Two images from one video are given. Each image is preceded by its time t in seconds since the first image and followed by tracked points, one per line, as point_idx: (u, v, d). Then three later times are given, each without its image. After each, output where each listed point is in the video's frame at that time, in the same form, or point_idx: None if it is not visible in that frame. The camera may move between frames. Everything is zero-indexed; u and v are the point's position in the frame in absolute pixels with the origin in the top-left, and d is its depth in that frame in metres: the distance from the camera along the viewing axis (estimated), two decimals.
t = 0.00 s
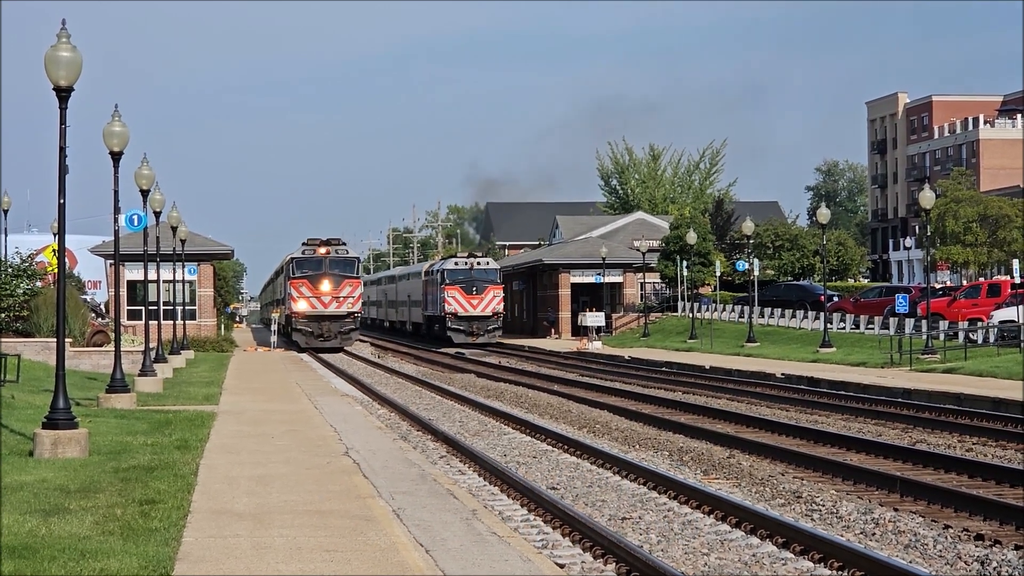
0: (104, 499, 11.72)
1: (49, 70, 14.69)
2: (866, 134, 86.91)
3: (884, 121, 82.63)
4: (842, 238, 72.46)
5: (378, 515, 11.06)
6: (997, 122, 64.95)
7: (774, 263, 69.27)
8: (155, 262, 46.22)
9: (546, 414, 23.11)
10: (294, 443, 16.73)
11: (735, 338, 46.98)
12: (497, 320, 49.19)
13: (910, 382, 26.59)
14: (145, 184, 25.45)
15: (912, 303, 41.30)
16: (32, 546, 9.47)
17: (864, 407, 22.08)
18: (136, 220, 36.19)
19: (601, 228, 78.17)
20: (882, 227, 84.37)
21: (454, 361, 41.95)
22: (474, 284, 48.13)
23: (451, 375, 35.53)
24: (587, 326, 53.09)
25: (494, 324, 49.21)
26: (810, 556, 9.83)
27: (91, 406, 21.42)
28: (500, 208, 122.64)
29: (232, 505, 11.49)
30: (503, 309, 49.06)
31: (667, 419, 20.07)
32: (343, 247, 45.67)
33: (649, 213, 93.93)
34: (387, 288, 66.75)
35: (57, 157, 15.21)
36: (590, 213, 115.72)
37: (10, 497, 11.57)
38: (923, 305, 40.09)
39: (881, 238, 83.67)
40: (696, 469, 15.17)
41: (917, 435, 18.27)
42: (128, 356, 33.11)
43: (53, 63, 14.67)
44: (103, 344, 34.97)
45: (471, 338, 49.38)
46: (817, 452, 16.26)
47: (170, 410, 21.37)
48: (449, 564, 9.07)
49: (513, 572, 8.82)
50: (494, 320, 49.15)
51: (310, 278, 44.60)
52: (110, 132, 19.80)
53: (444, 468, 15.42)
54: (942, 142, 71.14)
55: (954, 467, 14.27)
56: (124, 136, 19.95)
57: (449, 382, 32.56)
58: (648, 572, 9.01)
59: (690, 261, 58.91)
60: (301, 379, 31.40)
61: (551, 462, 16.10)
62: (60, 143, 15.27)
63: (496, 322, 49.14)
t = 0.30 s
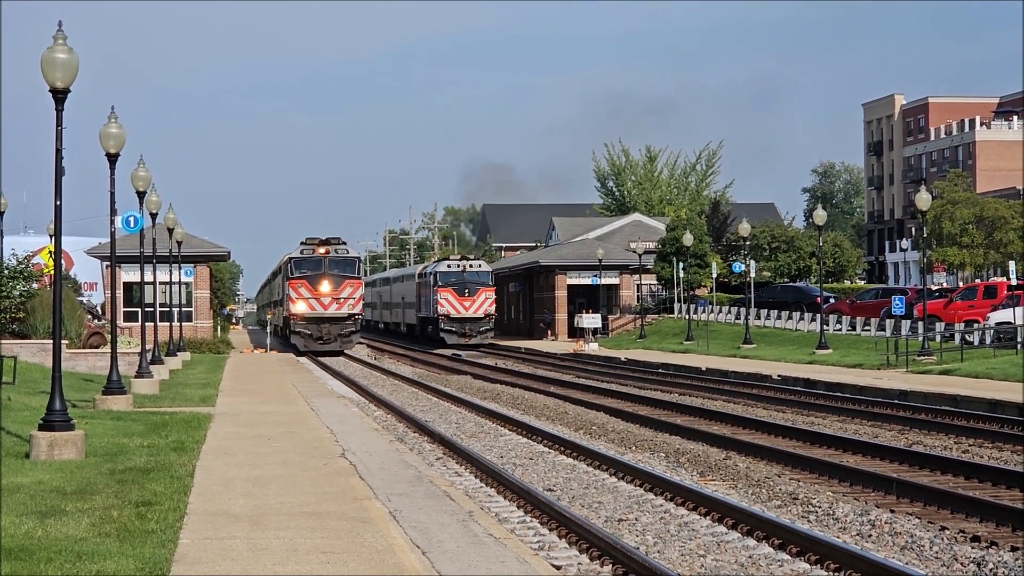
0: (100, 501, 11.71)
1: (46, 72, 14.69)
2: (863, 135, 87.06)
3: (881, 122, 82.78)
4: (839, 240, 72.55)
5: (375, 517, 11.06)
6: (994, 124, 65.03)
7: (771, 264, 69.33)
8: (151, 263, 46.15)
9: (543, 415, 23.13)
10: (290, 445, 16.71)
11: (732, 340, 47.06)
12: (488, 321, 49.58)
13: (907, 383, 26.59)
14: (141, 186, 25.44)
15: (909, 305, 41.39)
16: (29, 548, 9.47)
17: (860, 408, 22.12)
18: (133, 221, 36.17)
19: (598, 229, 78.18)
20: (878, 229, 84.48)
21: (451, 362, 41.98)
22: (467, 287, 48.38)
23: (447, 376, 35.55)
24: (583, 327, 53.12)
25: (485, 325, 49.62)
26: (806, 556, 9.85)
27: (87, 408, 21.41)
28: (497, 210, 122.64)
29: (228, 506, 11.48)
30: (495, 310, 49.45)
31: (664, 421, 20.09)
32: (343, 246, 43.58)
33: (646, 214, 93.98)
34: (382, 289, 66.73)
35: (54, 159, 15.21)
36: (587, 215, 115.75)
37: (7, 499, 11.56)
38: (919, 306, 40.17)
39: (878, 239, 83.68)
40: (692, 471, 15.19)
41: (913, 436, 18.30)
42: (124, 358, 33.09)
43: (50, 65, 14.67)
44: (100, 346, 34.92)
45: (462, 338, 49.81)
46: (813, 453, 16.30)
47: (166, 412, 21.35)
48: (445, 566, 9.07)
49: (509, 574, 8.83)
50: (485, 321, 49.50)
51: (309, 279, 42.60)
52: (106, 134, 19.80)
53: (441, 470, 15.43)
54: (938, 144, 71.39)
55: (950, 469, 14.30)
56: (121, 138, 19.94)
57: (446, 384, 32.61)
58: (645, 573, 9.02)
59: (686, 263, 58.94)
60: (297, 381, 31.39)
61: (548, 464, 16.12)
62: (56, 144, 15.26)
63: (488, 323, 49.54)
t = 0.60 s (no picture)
0: (98, 505, 11.69)
1: (43, 75, 14.68)
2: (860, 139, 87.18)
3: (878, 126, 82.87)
4: (836, 244, 72.69)
5: (372, 520, 11.08)
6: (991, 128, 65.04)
7: (768, 268, 69.41)
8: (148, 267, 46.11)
9: (541, 418, 23.13)
10: (288, 448, 16.73)
11: (729, 343, 47.10)
12: (481, 324, 50.13)
13: (905, 387, 26.59)
14: (139, 189, 25.43)
15: (906, 309, 41.43)
16: (26, 552, 9.47)
17: (858, 412, 22.14)
18: (130, 225, 36.14)
19: (595, 232, 78.26)
20: (875, 232, 84.56)
21: (448, 366, 42.03)
22: (460, 290, 48.99)
23: (444, 380, 35.57)
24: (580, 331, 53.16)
25: (478, 328, 50.21)
26: (803, 560, 9.86)
27: (84, 411, 21.40)
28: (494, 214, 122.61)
29: (226, 510, 11.49)
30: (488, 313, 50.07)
31: (661, 424, 20.12)
32: (344, 248, 42.53)
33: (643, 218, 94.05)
34: (377, 293, 66.75)
35: (51, 163, 15.21)
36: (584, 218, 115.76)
37: (4, 504, 11.54)
38: (916, 310, 40.19)
39: (875, 243, 83.73)
40: (689, 475, 15.20)
41: (911, 440, 18.32)
42: (122, 362, 33.08)
43: (48, 69, 14.67)
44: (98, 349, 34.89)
45: (456, 341, 50.39)
46: (809, 457, 16.32)
47: (163, 416, 21.35)
48: (442, 569, 9.08)
49: None
50: (479, 324, 50.04)
51: (309, 281, 41.54)
52: (104, 138, 19.79)
53: (438, 474, 15.44)
54: (936, 147, 71.55)
55: (947, 472, 14.32)
56: (118, 142, 19.94)
57: (444, 388, 32.59)
58: None
59: (684, 267, 59.00)
60: (295, 385, 31.34)
61: (545, 467, 16.15)
62: (53, 148, 15.25)
63: (481, 326, 50.09)
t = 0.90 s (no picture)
0: (97, 511, 11.70)
1: (42, 82, 14.71)
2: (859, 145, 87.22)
3: (877, 132, 82.92)
4: (834, 249, 72.76)
5: (371, 525, 11.07)
6: (990, 133, 65.10)
7: (768, 274, 69.37)
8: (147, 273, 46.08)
9: (540, 424, 23.10)
10: (286, 454, 16.71)
11: (728, 349, 47.10)
12: (476, 330, 50.26)
13: (903, 393, 26.59)
14: (138, 195, 25.46)
15: (905, 314, 41.47)
16: (25, 557, 9.47)
17: (857, 418, 22.12)
18: (129, 231, 36.13)
19: (595, 238, 78.28)
20: (874, 238, 84.55)
21: (448, 372, 42.00)
22: (455, 296, 49.19)
23: (443, 386, 35.57)
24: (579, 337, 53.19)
25: (473, 334, 50.33)
26: (802, 566, 9.85)
27: (83, 417, 21.39)
28: (493, 219, 122.67)
29: (224, 516, 11.49)
30: (482, 319, 50.27)
31: (660, 430, 20.09)
32: (348, 250, 41.34)
33: (642, 223, 94.09)
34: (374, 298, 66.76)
35: (50, 169, 15.22)
36: (583, 224, 115.79)
37: (3, 509, 11.54)
38: (915, 315, 40.23)
39: (873, 248, 83.76)
40: (688, 481, 15.18)
41: (910, 446, 18.30)
42: (121, 368, 33.10)
43: (47, 75, 14.69)
44: (97, 355, 34.89)
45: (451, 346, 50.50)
46: (808, 462, 16.32)
47: (162, 421, 21.34)
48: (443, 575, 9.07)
49: None
50: (473, 330, 50.17)
51: (311, 286, 40.25)
52: (103, 143, 19.81)
53: (437, 480, 15.42)
54: (934, 153, 71.65)
55: (946, 478, 14.31)
56: (117, 148, 19.96)
57: (442, 393, 32.59)
58: None
59: (683, 272, 58.92)
60: (293, 390, 31.33)
61: (544, 473, 16.13)
62: (53, 154, 15.27)
63: (476, 332, 50.20)
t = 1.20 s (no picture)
0: (95, 518, 11.67)
1: (41, 88, 14.71)
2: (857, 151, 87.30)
3: (875, 138, 83.01)
4: (833, 256, 72.82)
5: (370, 532, 11.06)
6: (988, 140, 65.19)
7: (766, 280, 69.33)
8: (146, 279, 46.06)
9: (539, 431, 23.07)
10: (286, 461, 16.68)
11: (727, 355, 47.07)
12: (470, 335, 50.60)
13: (902, 400, 26.58)
14: (136, 202, 25.45)
15: (903, 321, 41.54)
16: (23, 564, 9.45)
17: (856, 425, 22.10)
18: (128, 237, 36.09)
19: (593, 245, 78.33)
20: (872, 244, 84.61)
21: (447, 379, 41.97)
22: (450, 303, 49.31)
23: (441, 393, 35.52)
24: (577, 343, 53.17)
25: (467, 340, 50.60)
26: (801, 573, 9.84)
27: (82, 424, 21.36)
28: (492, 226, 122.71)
29: (223, 523, 11.47)
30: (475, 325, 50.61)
31: (659, 437, 20.08)
32: (351, 255, 40.28)
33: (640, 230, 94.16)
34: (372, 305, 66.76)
35: (49, 175, 15.22)
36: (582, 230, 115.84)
37: (1, 516, 11.51)
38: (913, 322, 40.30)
39: (872, 255, 83.83)
40: (687, 488, 15.16)
41: (908, 452, 18.30)
42: (119, 375, 33.07)
43: (45, 82, 14.69)
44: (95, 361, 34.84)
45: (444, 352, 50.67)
46: (807, 469, 16.31)
47: (161, 428, 21.31)
48: None
49: None
50: (467, 336, 50.48)
51: (312, 291, 39.14)
52: (102, 150, 19.81)
53: (436, 487, 15.40)
54: (933, 160, 71.82)
55: (944, 485, 14.30)
56: (115, 154, 19.95)
57: (441, 400, 32.54)
58: None
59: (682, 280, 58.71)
60: (291, 397, 31.27)
61: (543, 480, 16.10)
62: (51, 160, 15.26)
63: (470, 338, 50.42)
